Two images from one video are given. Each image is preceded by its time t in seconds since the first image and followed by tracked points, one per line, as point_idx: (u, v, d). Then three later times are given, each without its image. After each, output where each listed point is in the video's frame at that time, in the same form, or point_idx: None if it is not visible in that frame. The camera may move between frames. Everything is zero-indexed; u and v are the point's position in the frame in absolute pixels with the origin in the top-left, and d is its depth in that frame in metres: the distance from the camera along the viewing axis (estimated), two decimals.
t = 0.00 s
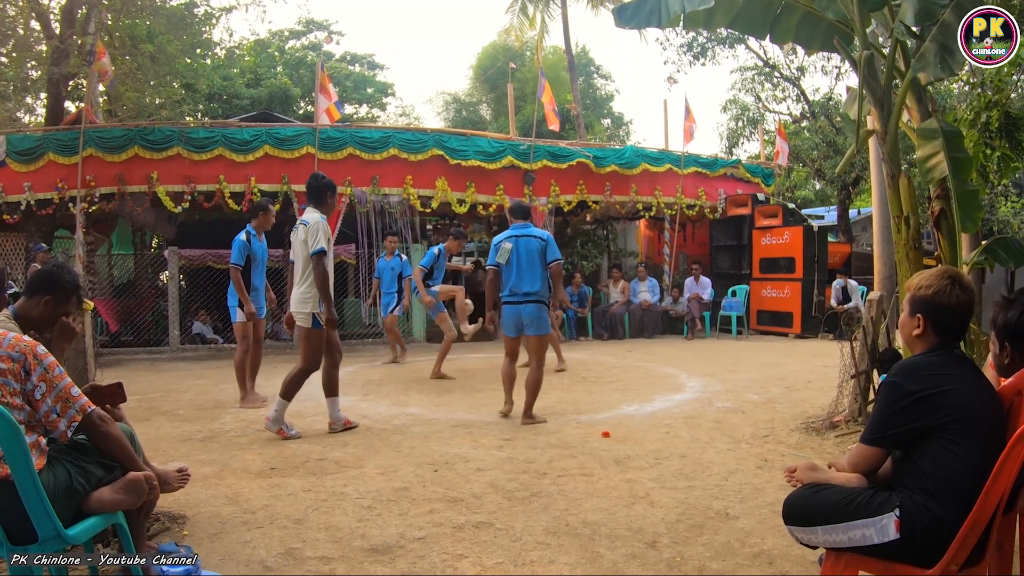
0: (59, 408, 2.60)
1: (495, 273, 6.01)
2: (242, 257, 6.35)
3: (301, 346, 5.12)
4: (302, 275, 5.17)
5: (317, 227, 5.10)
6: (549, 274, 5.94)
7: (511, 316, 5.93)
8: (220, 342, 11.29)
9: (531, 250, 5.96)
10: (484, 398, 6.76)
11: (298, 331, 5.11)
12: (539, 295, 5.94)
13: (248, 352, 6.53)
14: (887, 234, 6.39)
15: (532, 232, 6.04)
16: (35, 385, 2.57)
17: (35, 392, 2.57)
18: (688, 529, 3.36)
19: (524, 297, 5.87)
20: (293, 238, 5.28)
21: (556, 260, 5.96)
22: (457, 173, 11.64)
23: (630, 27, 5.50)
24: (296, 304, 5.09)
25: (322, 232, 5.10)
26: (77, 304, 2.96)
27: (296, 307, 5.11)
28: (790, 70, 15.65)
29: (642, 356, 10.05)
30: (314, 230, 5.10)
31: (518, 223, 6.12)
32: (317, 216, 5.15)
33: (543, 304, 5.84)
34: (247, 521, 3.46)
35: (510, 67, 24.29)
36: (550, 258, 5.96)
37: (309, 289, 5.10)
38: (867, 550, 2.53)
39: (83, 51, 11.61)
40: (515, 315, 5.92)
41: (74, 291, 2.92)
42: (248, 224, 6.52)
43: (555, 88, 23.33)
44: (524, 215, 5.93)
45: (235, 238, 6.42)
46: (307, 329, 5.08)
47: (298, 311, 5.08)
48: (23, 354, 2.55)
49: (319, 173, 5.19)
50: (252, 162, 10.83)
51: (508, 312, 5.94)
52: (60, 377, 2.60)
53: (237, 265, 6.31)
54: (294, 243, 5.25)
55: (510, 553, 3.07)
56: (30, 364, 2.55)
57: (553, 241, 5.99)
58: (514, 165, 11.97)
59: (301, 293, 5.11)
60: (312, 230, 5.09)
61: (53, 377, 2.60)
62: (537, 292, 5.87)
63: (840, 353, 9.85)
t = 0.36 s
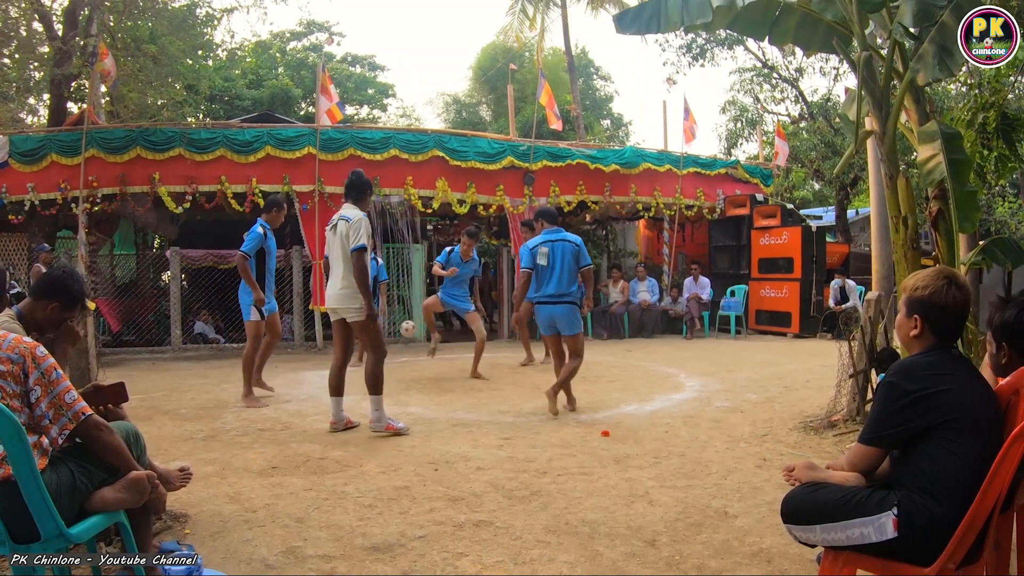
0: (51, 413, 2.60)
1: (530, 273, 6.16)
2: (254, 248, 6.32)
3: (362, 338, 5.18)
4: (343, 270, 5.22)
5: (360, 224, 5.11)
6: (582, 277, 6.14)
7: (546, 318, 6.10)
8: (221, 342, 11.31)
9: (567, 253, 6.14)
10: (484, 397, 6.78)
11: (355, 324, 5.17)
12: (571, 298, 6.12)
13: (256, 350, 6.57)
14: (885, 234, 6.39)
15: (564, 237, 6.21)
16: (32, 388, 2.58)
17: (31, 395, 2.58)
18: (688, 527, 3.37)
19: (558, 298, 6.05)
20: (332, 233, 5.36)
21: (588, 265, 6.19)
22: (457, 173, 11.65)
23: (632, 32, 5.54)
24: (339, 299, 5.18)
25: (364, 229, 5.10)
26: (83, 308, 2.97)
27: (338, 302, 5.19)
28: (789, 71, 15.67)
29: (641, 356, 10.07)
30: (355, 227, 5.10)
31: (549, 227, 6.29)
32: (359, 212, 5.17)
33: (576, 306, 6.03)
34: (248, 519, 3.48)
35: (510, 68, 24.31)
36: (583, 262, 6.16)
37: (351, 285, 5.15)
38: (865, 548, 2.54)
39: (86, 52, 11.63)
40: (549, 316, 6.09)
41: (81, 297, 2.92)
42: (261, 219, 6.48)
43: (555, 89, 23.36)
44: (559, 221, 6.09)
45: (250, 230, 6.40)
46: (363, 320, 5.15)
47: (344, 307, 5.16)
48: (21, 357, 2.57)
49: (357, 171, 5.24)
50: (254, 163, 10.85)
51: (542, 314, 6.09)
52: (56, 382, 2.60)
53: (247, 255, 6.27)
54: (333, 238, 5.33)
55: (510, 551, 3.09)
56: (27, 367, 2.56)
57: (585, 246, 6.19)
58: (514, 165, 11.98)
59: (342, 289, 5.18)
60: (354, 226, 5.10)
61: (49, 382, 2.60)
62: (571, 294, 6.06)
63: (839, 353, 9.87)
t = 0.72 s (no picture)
0: (52, 413, 2.56)
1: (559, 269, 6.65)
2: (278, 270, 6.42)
3: (391, 343, 5.21)
4: (387, 273, 5.25)
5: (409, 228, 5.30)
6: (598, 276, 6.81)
7: (573, 312, 6.58)
8: (222, 342, 11.34)
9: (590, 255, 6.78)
10: (484, 396, 6.80)
11: (389, 327, 5.18)
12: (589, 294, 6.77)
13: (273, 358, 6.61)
14: (883, 234, 6.41)
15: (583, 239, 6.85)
16: (31, 388, 2.54)
17: (30, 395, 2.55)
18: (687, 526, 3.39)
19: (584, 294, 6.63)
20: (370, 237, 5.40)
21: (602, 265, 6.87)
22: (457, 174, 11.67)
23: (634, 36, 5.59)
24: (389, 301, 5.17)
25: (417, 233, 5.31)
26: (86, 310, 2.98)
27: (384, 303, 5.18)
28: (788, 72, 15.68)
29: (641, 355, 10.09)
30: (409, 231, 5.29)
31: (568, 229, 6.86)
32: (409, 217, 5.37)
33: (598, 303, 6.68)
34: (249, 518, 3.50)
35: (510, 69, 24.33)
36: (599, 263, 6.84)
37: (401, 287, 5.22)
38: (863, 547, 2.56)
39: (88, 54, 11.65)
40: (577, 310, 6.60)
41: (85, 300, 2.94)
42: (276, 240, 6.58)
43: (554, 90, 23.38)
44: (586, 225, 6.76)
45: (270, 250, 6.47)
46: (398, 323, 5.17)
47: (391, 310, 5.17)
48: (20, 356, 2.53)
49: (391, 174, 5.39)
50: (254, 164, 10.86)
51: (570, 308, 6.58)
52: (55, 382, 2.56)
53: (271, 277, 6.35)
54: (373, 242, 5.37)
55: (510, 550, 3.11)
56: (26, 367, 2.53)
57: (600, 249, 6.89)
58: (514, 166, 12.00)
59: (390, 291, 5.19)
60: (406, 230, 5.28)
61: (48, 381, 2.56)
62: (595, 291, 6.70)
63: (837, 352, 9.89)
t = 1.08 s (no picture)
0: (56, 413, 2.55)
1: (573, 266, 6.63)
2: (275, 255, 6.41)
3: (415, 340, 5.28)
4: (409, 274, 5.31)
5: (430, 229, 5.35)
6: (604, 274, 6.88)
7: (590, 308, 6.59)
8: (224, 341, 11.40)
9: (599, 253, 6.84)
10: (484, 396, 6.82)
11: (411, 325, 5.25)
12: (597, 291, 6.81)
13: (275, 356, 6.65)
14: (881, 234, 6.43)
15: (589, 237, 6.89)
16: (34, 389, 2.53)
17: (34, 396, 2.54)
18: (686, 525, 3.41)
19: (598, 292, 6.67)
20: (393, 237, 5.44)
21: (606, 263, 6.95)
22: (458, 174, 11.70)
23: (637, 34, 5.67)
24: (410, 300, 5.23)
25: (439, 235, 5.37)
26: (89, 312, 3.00)
27: (405, 303, 5.24)
28: (786, 73, 15.70)
29: (641, 355, 10.11)
30: (430, 233, 5.34)
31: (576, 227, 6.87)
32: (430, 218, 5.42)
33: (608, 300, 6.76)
34: (251, 517, 3.51)
35: (510, 71, 24.35)
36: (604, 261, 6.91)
37: (422, 287, 5.28)
38: (861, 545, 2.57)
39: (91, 55, 11.67)
40: (593, 307, 6.62)
41: (87, 301, 2.95)
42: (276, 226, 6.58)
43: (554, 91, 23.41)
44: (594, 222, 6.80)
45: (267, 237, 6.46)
46: (420, 323, 5.25)
47: (412, 309, 5.22)
48: (24, 358, 2.52)
49: (409, 175, 5.41)
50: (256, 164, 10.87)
51: (588, 304, 6.60)
52: (57, 383, 2.55)
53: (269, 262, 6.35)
54: (396, 242, 5.41)
55: (510, 548, 3.12)
56: (30, 368, 2.52)
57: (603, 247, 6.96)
58: (514, 166, 12.02)
59: (411, 291, 5.26)
60: (428, 232, 5.32)
61: (51, 382, 2.55)
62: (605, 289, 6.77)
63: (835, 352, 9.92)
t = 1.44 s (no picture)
0: (51, 415, 2.55)
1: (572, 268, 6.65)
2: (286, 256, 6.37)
3: (432, 341, 5.30)
4: (429, 274, 5.34)
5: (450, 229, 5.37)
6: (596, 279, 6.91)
7: (577, 309, 6.60)
8: (226, 341, 11.47)
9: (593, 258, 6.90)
10: (484, 395, 6.84)
11: (429, 325, 5.29)
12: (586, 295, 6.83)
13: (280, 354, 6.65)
14: (879, 235, 6.46)
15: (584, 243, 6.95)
16: (30, 390, 2.53)
17: (30, 396, 2.54)
18: (685, 524, 3.42)
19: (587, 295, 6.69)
20: (413, 238, 5.47)
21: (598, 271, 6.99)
22: (458, 175, 11.71)
23: (637, 36, 5.73)
24: (430, 299, 5.26)
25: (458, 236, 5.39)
26: (93, 313, 3.02)
27: (426, 303, 5.27)
28: (785, 74, 15.72)
29: (640, 354, 10.14)
30: (450, 234, 5.36)
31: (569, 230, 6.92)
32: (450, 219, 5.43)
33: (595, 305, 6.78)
34: (252, 515, 3.53)
35: (510, 72, 24.39)
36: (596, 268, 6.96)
37: (442, 287, 5.30)
38: (860, 543, 2.58)
39: (93, 56, 11.71)
40: (581, 309, 6.63)
41: (91, 301, 2.97)
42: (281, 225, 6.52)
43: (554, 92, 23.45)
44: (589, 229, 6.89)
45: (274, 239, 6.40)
46: (439, 323, 5.28)
47: (432, 308, 5.25)
48: (19, 358, 2.52)
49: (431, 175, 5.42)
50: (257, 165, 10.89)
51: (576, 305, 6.61)
52: (53, 384, 2.55)
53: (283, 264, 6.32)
54: (416, 243, 5.45)
55: (510, 547, 3.14)
56: (26, 369, 2.52)
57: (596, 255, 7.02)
58: (515, 167, 12.04)
59: (432, 291, 5.28)
60: (447, 232, 5.34)
61: (46, 383, 2.55)
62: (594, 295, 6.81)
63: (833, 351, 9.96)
